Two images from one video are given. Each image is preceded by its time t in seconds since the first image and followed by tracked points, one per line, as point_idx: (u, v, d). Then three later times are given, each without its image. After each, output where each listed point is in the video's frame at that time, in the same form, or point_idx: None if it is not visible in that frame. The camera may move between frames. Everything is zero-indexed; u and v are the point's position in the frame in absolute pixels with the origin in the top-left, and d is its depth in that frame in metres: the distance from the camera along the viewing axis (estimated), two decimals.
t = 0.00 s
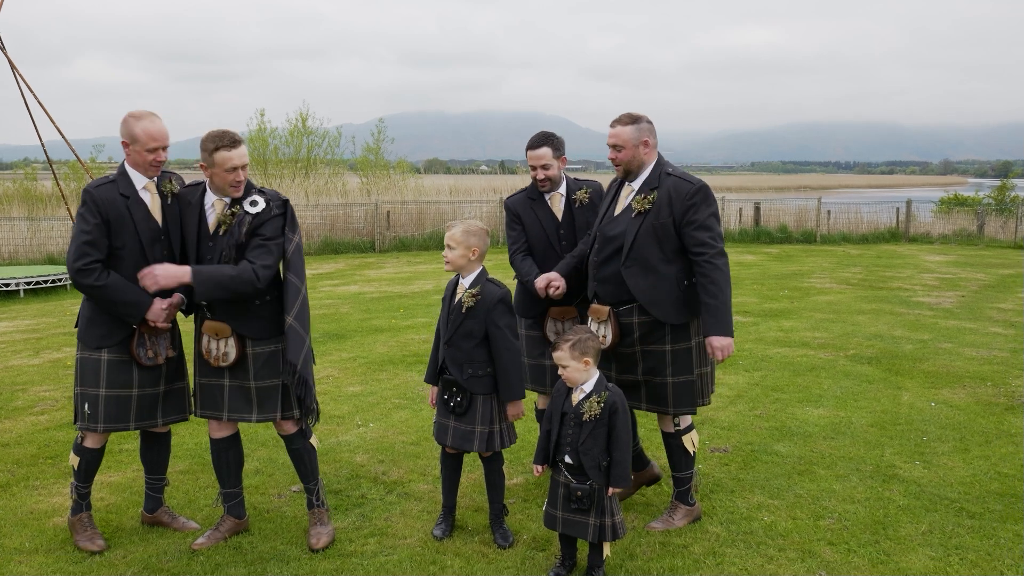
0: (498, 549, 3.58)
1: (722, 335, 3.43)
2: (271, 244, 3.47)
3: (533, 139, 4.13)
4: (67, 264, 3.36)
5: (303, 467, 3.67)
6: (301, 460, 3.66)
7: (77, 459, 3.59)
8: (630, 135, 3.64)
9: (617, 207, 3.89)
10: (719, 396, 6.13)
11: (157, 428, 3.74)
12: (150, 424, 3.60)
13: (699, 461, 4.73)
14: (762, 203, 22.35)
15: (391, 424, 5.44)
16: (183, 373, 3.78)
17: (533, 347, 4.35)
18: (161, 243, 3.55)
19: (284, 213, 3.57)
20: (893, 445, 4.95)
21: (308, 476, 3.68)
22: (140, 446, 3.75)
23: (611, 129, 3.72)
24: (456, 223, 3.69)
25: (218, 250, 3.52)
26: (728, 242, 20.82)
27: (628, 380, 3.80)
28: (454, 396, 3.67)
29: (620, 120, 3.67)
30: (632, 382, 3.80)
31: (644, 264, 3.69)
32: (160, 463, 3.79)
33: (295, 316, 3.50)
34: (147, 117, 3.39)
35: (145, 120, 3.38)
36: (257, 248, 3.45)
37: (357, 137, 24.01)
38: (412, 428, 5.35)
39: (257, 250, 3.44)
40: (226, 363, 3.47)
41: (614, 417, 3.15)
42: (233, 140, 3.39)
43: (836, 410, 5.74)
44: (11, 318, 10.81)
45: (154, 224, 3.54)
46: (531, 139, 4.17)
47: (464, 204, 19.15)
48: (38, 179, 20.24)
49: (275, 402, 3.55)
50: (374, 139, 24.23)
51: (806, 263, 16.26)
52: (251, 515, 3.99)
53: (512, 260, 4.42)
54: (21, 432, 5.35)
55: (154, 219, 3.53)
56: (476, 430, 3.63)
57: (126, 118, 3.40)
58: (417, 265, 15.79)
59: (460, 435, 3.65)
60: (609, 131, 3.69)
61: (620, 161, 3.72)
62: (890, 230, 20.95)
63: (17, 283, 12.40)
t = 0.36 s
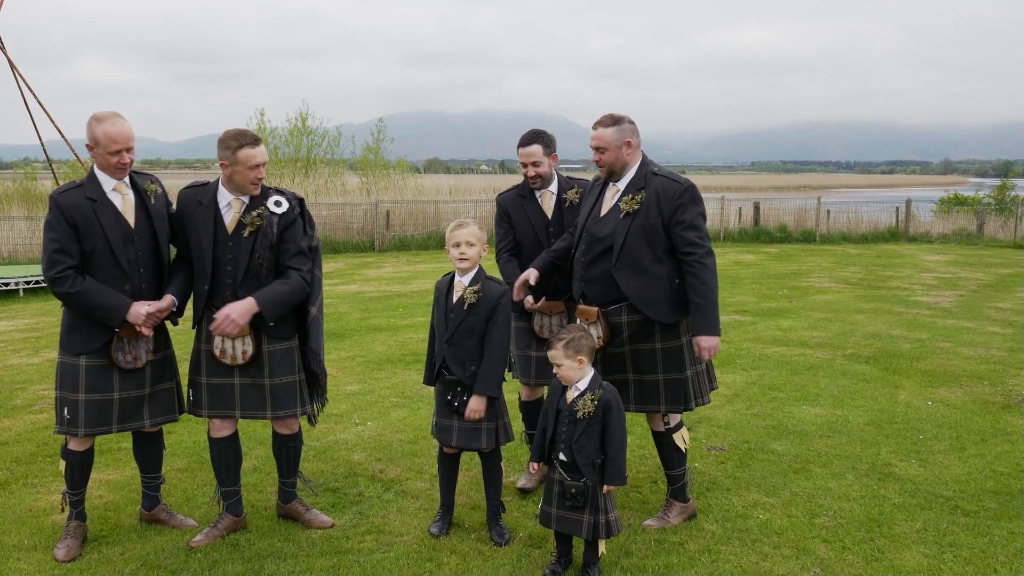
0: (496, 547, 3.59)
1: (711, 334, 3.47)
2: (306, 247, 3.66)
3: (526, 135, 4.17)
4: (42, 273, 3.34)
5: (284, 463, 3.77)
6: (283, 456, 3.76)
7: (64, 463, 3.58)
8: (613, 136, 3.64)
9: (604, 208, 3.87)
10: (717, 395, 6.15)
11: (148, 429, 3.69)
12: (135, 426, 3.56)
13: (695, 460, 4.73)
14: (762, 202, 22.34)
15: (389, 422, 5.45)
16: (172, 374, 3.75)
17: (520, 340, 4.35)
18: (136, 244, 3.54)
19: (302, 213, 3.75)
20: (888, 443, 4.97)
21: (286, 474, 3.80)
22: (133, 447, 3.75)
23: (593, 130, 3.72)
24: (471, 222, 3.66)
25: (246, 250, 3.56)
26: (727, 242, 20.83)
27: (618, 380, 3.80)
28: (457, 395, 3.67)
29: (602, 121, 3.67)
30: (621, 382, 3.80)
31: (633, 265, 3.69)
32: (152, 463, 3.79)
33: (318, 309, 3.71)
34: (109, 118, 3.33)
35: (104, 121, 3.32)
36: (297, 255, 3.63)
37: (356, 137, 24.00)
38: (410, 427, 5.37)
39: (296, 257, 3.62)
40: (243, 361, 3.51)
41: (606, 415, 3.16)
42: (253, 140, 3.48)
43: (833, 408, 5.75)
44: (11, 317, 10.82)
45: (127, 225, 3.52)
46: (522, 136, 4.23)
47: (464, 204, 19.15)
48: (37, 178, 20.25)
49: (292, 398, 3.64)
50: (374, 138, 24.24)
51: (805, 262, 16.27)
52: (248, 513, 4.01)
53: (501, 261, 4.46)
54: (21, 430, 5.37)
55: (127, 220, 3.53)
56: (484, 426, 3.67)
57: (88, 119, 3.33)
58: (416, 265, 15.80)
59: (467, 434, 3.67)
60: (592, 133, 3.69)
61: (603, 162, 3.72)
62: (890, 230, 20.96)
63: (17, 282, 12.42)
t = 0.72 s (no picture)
0: (496, 544, 3.60)
1: (658, 333, 3.55)
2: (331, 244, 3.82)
3: (518, 133, 4.20)
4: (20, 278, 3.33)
5: (287, 461, 3.80)
6: (285, 453, 3.79)
7: (56, 464, 3.59)
8: (597, 139, 3.62)
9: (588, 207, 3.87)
10: (716, 394, 6.16)
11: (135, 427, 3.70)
12: (116, 426, 3.57)
13: (693, 459, 4.74)
14: (763, 202, 22.35)
15: (389, 421, 5.47)
16: (154, 373, 3.75)
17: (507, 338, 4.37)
18: (113, 244, 3.55)
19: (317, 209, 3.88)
20: (887, 442, 4.99)
21: (287, 471, 3.83)
22: (128, 445, 3.76)
23: (575, 134, 3.69)
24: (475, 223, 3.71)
25: (281, 249, 3.63)
26: (728, 242, 20.84)
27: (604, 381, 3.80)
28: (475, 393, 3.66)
29: (585, 125, 3.63)
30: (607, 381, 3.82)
31: (618, 263, 3.70)
32: (150, 461, 3.82)
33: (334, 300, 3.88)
34: (77, 118, 3.32)
35: (73, 121, 3.31)
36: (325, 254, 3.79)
37: (357, 137, 24.02)
38: (410, 425, 5.39)
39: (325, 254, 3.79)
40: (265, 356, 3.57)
41: (599, 411, 3.18)
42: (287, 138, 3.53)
43: (833, 407, 5.77)
44: (13, 316, 10.85)
45: (102, 226, 3.54)
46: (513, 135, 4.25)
47: (465, 203, 19.16)
48: (39, 178, 20.27)
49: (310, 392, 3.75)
50: (374, 138, 24.26)
51: (806, 262, 16.28)
52: (249, 510, 4.03)
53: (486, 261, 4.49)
54: (23, 428, 5.39)
55: (103, 221, 3.54)
56: (499, 418, 3.72)
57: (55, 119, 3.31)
58: (417, 264, 15.82)
59: (484, 429, 3.67)
60: (575, 137, 3.66)
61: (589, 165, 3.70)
62: (890, 230, 20.96)
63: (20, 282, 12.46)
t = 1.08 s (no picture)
0: (497, 542, 3.61)
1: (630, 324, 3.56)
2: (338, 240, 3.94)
3: (502, 134, 4.21)
4: None
5: (293, 458, 3.82)
6: (292, 450, 3.81)
7: (53, 463, 3.61)
8: (588, 140, 3.62)
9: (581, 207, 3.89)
10: (717, 392, 6.17)
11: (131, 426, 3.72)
12: (112, 425, 3.58)
13: (693, 457, 4.74)
14: (765, 202, 22.34)
15: (390, 419, 5.49)
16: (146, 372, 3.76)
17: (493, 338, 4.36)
18: (92, 244, 3.56)
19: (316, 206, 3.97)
20: (887, 441, 4.99)
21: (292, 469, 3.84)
22: (128, 443, 3.78)
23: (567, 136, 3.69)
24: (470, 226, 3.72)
25: (308, 248, 3.70)
26: (730, 241, 20.86)
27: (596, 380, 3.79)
28: (481, 389, 3.70)
29: (575, 126, 3.64)
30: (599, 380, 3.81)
31: (610, 261, 3.72)
32: (149, 459, 3.83)
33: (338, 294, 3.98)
34: (58, 117, 3.34)
35: (54, 120, 3.33)
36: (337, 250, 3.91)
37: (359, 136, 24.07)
38: (411, 424, 5.40)
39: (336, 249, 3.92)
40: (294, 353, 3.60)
41: (592, 406, 3.20)
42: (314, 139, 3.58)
43: (834, 406, 5.77)
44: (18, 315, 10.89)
45: (81, 226, 3.55)
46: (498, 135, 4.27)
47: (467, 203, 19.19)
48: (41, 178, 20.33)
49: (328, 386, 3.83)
50: (376, 138, 24.30)
51: (808, 262, 16.29)
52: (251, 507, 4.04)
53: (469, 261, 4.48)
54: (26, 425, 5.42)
55: (82, 221, 3.55)
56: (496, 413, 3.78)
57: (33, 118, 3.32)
58: (419, 263, 15.84)
59: (486, 424, 3.72)
60: (566, 139, 3.66)
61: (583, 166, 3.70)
62: (893, 230, 20.94)
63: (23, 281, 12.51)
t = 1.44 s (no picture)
0: (498, 539, 3.63)
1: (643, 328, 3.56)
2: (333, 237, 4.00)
3: (483, 134, 4.22)
4: None
5: (298, 454, 3.83)
6: (300, 447, 3.83)
7: (50, 461, 3.64)
8: (590, 141, 3.63)
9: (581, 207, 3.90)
10: (719, 392, 6.17)
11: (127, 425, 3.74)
12: (108, 421, 3.61)
13: (694, 456, 4.75)
14: (768, 202, 22.31)
15: (392, 418, 5.50)
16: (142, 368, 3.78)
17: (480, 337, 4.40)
18: (76, 245, 3.57)
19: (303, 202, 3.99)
20: (889, 440, 4.99)
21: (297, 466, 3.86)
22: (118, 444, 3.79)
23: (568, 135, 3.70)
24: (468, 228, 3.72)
25: (323, 247, 3.76)
26: (733, 241, 20.85)
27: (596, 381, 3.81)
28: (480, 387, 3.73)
29: (577, 127, 3.64)
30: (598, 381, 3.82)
31: (612, 262, 3.73)
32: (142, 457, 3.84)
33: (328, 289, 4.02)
34: (49, 114, 3.36)
35: (46, 118, 3.35)
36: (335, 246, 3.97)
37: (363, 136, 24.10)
38: (413, 422, 5.42)
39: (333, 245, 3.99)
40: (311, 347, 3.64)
41: (589, 402, 3.21)
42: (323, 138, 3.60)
43: (835, 405, 5.77)
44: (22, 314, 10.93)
45: (66, 227, 3.56)
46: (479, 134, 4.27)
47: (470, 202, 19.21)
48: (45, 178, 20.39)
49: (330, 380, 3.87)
50: (380, 138, 24.33)
51: (811, 262, 16.28)
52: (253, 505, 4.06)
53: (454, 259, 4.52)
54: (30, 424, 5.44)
55: (67, 222, 3.56)
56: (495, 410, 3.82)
57: (23, 116, 3.34)
58: (422, 263, 15.86)
59: (486, 421, 3.75)
60: (568, 139, 3.67)
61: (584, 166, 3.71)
62: (897, 229, 20.89)
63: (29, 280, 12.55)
